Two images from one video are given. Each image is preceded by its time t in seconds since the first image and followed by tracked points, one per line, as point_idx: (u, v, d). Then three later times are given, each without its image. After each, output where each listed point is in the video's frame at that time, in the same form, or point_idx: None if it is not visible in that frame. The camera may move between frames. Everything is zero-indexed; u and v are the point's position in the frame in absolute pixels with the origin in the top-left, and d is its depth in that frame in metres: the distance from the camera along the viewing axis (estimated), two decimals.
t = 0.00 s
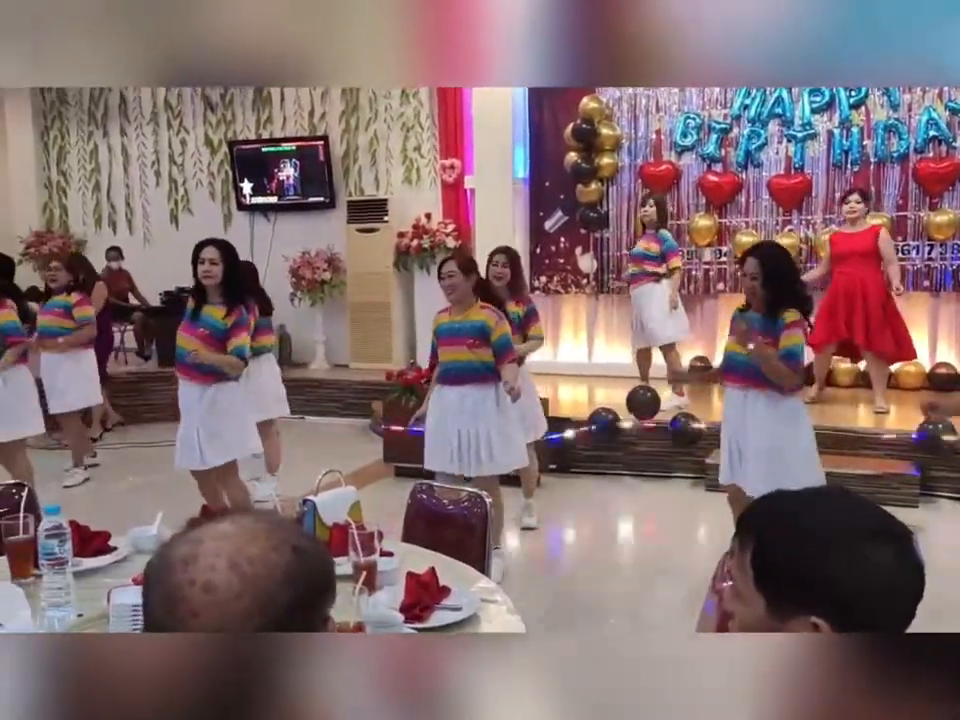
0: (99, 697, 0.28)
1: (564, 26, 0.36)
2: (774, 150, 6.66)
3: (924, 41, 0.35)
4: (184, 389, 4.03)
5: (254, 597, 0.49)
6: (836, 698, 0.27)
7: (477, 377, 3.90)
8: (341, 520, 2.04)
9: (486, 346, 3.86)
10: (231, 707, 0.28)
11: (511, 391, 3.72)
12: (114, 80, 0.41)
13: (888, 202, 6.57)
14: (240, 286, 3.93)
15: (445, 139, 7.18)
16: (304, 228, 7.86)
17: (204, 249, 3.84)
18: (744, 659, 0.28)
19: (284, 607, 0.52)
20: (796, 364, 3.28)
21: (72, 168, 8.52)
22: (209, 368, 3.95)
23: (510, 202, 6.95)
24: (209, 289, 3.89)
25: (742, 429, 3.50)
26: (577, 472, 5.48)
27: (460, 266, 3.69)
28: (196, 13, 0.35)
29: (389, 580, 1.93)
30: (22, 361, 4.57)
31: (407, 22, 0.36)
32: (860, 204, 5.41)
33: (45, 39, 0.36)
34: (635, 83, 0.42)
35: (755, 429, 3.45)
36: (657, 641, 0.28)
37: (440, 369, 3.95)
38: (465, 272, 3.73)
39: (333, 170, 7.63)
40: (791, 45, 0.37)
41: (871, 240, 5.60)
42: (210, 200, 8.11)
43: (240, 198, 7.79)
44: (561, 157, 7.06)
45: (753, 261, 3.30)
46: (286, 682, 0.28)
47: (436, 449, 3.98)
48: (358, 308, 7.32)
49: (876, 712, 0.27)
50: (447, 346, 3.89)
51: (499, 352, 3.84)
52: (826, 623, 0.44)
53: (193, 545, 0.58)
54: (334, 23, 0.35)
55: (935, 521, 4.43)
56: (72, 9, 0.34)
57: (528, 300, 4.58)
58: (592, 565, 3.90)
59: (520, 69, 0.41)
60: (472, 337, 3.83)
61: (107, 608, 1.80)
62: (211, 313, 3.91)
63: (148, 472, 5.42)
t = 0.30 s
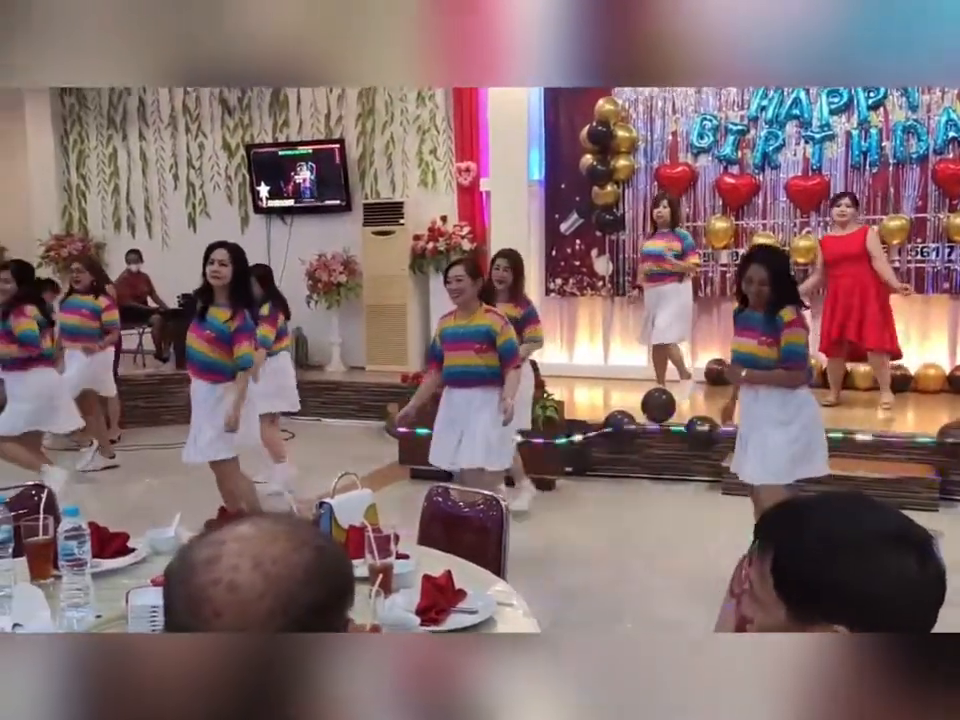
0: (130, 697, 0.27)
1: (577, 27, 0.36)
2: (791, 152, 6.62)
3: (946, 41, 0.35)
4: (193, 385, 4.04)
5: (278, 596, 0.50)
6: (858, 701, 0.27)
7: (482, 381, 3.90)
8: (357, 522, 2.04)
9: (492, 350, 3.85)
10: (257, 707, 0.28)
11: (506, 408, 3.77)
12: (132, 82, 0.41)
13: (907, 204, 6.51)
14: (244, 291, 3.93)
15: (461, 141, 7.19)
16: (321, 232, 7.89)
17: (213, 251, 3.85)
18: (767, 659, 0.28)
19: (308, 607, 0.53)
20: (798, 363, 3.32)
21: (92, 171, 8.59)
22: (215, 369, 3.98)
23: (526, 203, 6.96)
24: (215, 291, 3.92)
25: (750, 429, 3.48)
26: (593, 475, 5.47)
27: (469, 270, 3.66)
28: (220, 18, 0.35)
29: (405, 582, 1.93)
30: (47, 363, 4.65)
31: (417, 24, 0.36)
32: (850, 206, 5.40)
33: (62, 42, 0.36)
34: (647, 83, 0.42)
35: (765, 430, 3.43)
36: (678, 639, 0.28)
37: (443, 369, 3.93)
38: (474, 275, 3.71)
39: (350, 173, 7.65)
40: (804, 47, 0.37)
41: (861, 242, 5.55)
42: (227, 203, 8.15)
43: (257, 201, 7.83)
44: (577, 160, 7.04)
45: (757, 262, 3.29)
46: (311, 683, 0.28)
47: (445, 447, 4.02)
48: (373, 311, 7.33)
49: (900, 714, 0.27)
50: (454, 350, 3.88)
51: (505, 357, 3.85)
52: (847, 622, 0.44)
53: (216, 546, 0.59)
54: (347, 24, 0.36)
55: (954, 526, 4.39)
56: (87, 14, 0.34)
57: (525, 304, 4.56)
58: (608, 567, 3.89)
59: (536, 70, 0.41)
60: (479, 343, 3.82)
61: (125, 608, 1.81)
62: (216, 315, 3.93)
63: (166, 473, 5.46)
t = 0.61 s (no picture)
0: (157, 695, 0.27)
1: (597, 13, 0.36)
2: (812, 154, 6.58)
3: None
4: (227, 402, 4.02)
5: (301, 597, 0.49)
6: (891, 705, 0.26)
7: (502, 396, 3.89)
8: (374, 527, 2.05)
9: (513, 365, 3.85)
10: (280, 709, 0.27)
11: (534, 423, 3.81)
12: (151, 78, 0.41)
13: (929, 207, 6.45)
14: (267, 294, 3.97)
15: (480, 144, 7.21)
16: (340, 235, 7.93)
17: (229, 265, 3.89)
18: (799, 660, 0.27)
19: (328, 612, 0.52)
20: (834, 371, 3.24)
21: (114, 176, 8.68)
22: (257, 377, 3.99)
23: (544, 206, 6.96)
24: (240, 302, 3.95)
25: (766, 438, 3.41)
26: (611, 480, 5.45)
27: (492, 284, 3.68)
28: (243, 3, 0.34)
29: (422, 586, 1.93)
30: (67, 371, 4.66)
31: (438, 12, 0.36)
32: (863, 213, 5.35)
33: (84, 31, 0.36)
34: (665, 77, 0.42)
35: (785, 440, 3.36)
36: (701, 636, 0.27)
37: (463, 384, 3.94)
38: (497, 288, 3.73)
39: (369, 177, 7.69)
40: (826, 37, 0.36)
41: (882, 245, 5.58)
42: (247, 207, 8.22)
43: (276, 205, 7.87)
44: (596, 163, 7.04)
45: (778, 270, 3.25)
46: (336, 683, 0.27)
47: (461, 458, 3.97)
48: (391, 314, 7.35)
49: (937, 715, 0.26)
50: (474, 365, 3.87)
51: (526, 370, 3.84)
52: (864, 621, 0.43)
53: (239, 548, 0.58)
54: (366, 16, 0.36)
55: None
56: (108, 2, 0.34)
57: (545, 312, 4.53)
58: (626, 571, 3.87)
59: (554, 63, 0.41)
60: (501, 356, 3.81)
61: (145, 611, 1.82)
62: (246, 324, 3.96)
63: (186, 475, 5.49)
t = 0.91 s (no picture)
0: (185, 697, 0.27)
1: (622, 11, 0.36)
2: (833, 157, 6.52)
3: None
4: (279, 392, 4.05)
5: (324, 598, 0.49)
6: (918, 705, 0.26)
7: (528, 385, 3.89)
8: (394, 530, 2.05)
9: (541, 354, 3.85)
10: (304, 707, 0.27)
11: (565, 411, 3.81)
12: (175, 73, 0.41)
13: (954, 210, 6.36)
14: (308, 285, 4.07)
15: (499, 148, 7.22)
16: (358, 240, 7.97)
17: (266, 259, 3.90)
18: (824, 660, 0.26)
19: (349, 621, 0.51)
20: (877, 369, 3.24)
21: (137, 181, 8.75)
22: (311, 365, 4.06)
23: (562, 210, 6.96)
24: (281, 293, 3.99)
25: (798, 445, 3.31)
26: (630, 485, 5.43)
27: (523, 271, 3.68)
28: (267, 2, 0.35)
29: (441, 591, 1.94)
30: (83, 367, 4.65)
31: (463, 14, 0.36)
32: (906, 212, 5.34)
33: (109, 30, 0.37)
34: (690, 69, 0.42)
35: (819, 447, 3.26)
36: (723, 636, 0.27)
37: (485, 372, 3.94)
38: (525, 277, 3.72)
39: (388, 182, 7.71)
40: (851, 35, 0.36)
41: (915, 252, 5.44)
42: (267, 212, 8.26)
43: (296, 209, 7.90)
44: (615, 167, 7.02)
45: (812, 265, 3.20)
46: (356, 684, 0.27)
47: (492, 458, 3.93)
48: (410, 318, 7.36)
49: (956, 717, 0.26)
50: (501, 354, 3.86)
51: (554, 359, 3.86)
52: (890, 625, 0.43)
53: (260, 551, 0.59)
54: (390, 18, 0.36)
55: None
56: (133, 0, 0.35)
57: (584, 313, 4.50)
58: (645, 577, 3.85)
59: (577, 57, 0.41)
60: (530, 345, 3.82)
61: (167, 612, 1.83)
62: (299, 313, 4.02)
63: (206, 478, 5.53)
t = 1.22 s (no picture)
0: (221, 696, 0.27)
1: (651, 11, 0.36)
2: (856, 160, 6.46)
3: None
4: (321, 398, 4.08)
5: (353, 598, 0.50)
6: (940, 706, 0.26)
7: (559, 397, 3.85)
8: (414, 533, 2.05)
9: (572, 364, 3.82)
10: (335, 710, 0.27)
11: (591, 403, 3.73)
12: (204, 69, 0.42)
13: None
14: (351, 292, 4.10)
15: (518, 152, 7.20)
16: (377, 244, 7.99)
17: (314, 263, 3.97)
18: (850, 660, 0.27)
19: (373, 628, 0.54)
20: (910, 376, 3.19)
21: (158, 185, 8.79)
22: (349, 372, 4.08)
23: (582, 214, 6.95)
24: (323, 297, 4.03)
25: (835, 458, 3.25)
26: (649, 490, 5.40)
27: (551, 283, 3.69)
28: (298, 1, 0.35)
29: (461, 593, 1.94)
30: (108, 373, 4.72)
31: (491, 16, 0.37)
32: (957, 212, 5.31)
33: (135, 21, 0.37)
34: (714, 71, 0.42)
35: (858, 457, 3.23)
36: (751, 637, 0.27)
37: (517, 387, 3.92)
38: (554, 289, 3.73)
39: (407, 185, 7.73)
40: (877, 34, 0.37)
41: None
42: (287, 216, 8.30)
43: (316, 213, 7.95)
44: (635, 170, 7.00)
45: (832, 268, 3.17)
46: (389, 683, 0.27)
47: (522, 470, 3.93)
48: (429, 321, 7.37)
49: None
50: (531, 367, 3.85)
51: (585, 371, 3.84)
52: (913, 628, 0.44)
53: (288, 553, 0.59)
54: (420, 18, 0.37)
55: None
56: None
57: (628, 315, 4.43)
58: (665, 582, 3.84)
59: (603, 58, 0.41)
60: (559, 356, 3.79)
61: (190, 613, 1.85)
62: (340, 320, 4.05)
63: (227, 479, 5.56)
